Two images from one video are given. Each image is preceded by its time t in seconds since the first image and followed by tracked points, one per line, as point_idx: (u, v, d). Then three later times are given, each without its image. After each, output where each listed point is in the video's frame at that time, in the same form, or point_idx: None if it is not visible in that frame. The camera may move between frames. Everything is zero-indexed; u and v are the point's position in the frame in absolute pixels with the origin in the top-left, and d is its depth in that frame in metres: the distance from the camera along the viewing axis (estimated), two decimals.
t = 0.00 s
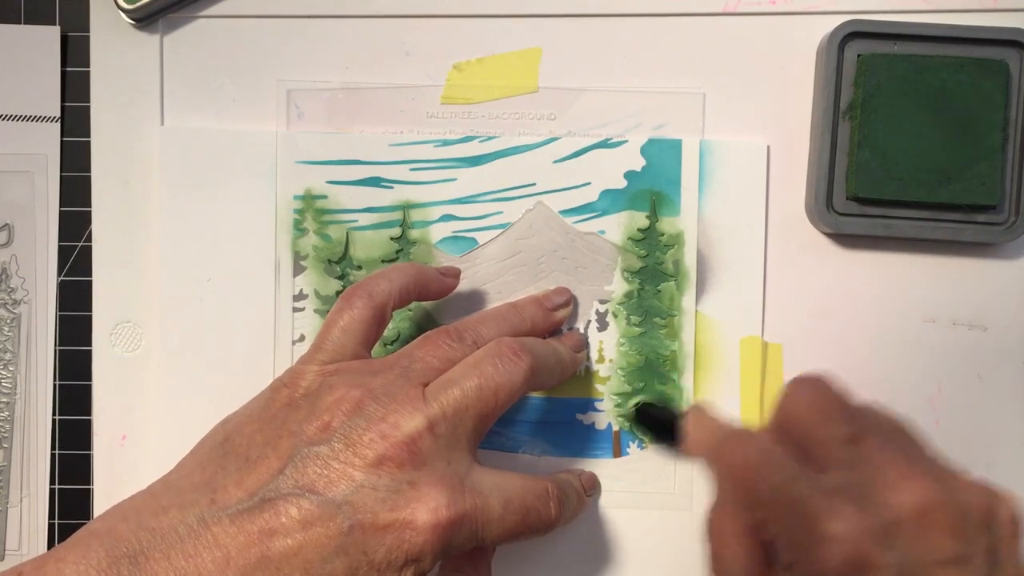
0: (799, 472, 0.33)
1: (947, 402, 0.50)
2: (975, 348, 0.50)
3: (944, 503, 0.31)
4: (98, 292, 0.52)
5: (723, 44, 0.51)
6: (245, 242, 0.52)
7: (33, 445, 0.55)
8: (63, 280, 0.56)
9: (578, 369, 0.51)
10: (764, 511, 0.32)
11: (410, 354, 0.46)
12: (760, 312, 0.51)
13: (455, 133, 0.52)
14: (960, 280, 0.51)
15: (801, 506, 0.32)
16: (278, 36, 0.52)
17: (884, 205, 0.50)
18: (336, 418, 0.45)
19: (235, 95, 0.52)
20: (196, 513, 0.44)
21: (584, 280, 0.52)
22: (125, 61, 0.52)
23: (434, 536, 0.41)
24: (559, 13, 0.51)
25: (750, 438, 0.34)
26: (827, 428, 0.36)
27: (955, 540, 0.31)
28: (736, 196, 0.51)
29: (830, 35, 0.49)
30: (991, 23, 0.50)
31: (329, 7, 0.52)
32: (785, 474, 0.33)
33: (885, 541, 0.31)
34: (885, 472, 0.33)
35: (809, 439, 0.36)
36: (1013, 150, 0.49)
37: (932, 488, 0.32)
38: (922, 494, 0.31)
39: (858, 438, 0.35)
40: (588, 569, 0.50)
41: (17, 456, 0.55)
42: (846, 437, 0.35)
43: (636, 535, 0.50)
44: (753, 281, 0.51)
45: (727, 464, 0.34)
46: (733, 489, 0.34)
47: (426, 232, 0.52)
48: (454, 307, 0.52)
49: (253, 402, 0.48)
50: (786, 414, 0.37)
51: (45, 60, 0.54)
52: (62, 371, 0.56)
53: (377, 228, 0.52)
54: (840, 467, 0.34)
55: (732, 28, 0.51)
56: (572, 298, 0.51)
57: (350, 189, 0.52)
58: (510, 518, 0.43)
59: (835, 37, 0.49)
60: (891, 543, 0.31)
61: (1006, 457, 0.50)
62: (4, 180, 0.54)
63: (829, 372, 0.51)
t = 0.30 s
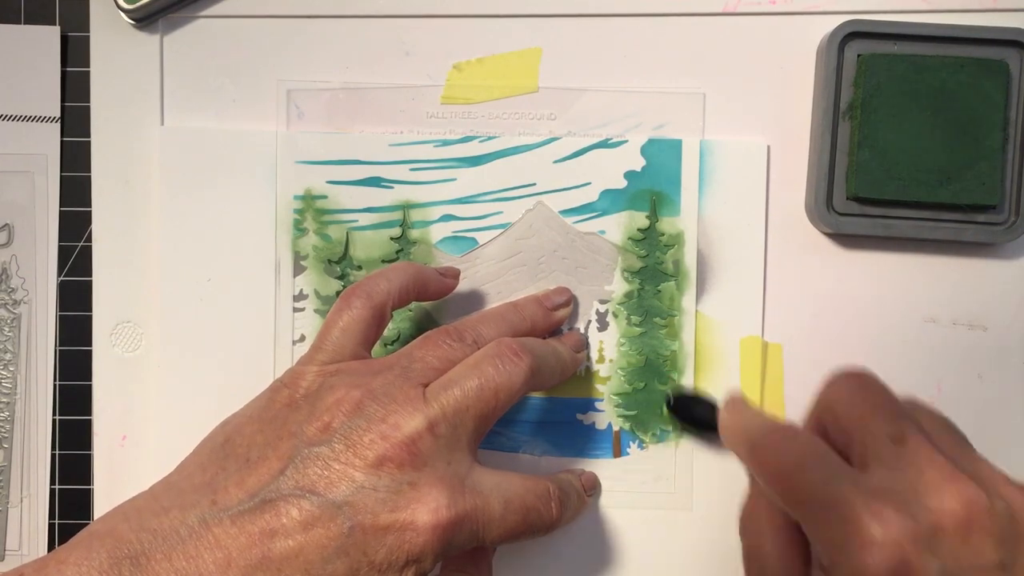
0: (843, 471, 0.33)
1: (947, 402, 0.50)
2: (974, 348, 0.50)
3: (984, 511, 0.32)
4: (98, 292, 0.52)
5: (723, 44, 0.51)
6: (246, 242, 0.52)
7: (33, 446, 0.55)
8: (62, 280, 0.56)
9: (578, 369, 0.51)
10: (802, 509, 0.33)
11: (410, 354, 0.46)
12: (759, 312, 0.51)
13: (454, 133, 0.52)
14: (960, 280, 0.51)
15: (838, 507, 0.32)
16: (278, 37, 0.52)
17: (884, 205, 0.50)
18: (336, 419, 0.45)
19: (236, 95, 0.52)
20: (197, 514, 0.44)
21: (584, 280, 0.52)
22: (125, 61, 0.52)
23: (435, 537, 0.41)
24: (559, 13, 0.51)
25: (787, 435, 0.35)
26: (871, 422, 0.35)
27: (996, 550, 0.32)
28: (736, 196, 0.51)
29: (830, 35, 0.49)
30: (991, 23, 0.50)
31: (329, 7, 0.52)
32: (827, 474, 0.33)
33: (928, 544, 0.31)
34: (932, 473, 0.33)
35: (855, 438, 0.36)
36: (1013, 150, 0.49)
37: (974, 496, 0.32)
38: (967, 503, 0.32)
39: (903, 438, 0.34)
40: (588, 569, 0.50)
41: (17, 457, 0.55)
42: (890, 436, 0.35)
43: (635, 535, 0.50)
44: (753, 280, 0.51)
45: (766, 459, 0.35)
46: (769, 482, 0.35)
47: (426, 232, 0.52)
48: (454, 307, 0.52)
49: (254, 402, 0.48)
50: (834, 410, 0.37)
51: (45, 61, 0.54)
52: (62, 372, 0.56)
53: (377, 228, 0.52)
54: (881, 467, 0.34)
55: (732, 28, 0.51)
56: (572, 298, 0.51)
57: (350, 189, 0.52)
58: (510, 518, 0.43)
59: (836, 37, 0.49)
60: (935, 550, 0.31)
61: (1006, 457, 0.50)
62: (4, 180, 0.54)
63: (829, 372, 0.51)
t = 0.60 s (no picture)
0: (810, 460, 0.32)
1: (948, 402, 0.50)
2: (975, 348, 0.50)
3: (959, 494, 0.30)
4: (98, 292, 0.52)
5: (723, 44, 0.51)
6: (245, 242, 0.52)
7: (34, 446, 0.55)
8: (63, 280, 0.56)
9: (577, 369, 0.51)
10: (776, 497, 0.31)
11: (410, 354, 0.46)
12: (760, 312, 0.50)
13: (455, 133, 0.52)
14: (960, 280, 0.50)
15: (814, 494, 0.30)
16: (277, 36, 0.52)
17: (884, 205, 0.50)
18: (336, 419, 0.45)
19: (235, 95, 0.52)
20: (197, 514, 0.44)
21: (584, 280, 0.52)
22: (125, 61, 0.52)
23: (435, 537, 0.41)
24: (559, 13, 0.51)
25: (760, 426, 0.33)
26: (838, 413, 0.34)
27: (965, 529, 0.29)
28: (736, 196, 0.51)
29: (830, 35, 0.49)
30: (991, 23, 0.50)
31: (329, 7, 0.52)
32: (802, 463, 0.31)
33: (898, 534, 0.29)
34: (899, 460, 0.31)
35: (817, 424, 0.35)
36: (1013, 150, 0.49)
37: (949, 480, 0.30)
38: (940, 486, 0.30)
39: (869, 426, 0.33)
40: (588, 569, 0.50)
41: (17, 457, 0.55)
42: (858, 423, 0.33)
43: (636, 536, 0.50)
44: (753, 280, 0.51)
45: (733, 451, 0.34)
46: (745, 476, 0.33)
47: (426, 232, 0.52)
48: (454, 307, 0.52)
49: (254, 402, 0.48)
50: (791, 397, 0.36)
51: (45, 61, 0.54)
52: (62, 372, 0.56)
53: (377, 228, 0.52)
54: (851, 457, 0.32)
55: (731, 28, 0.51)
56: (572, 297, 0.51)
57: (350, 189, 0.52)
58: (510, 518, 0.43)
59: (836, 37, 0.49)
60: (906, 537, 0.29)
61: (1006, 457, 0.50)
62: (4, 180, 0.54)
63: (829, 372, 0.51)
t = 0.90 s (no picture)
0: (760, 396, 0.34)
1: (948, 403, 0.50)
2: (975, 348, 0.50)
3: (900, 421, 0.35)
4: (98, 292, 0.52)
5: (723, 44, 0.51)
6: (246, 242, 0.52)
7: (34, 446, 0.55)
8: (63, 280, 0.56)
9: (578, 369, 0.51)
10: (725, 432, 0.34)
11: (410, 354, 0.46)
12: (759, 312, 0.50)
13: (455, 133, 0.52)
14: (960, 280, 0.51)
15: (763, 427, 0.33)
16: (278, 36, 0.52)
17: (884, 205, 0.49)
18: (336, 419, 0.45)
19: (236, 95, 0.52)
20: (197, 514, 0.44)
21: (584, 280, 0.52)
22: (125, 61, 0.52)
23: (435, 537, 0.41)
24: (559, 13, 0.51)
25: (710, 361, 0.35)
26: (786, 350, 0.36)
27: (909, 457, 0.35)
28: (736, 196, 0.51)
29: (830, 35, 0.49)
30: (991, 23, 0.50)
31: (328, 7, 0.52)
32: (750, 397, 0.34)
33: (845, 459, 0.34)
34: (843, 394, 0.36)
35: (767, 359, 0.37)
36: (1013, 150, 0.49)
37: (890, 410, 0.35)
38: (881, 414, 0.35)
39: (815, 359, 0.36)
40: (588, 569, 0.50)
41: (17, 457, 0.55)
42: (804, 359, 0.36)
43: (634, 536, 0.50)
44: (753, 280, 0.51)
45: (686, 385, 0.35)
46: (697, 414, 0.35)
47: (426, 232, 0.52)
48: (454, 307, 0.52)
49: (254, 402, 0.48)
50: (749, 339, 0.38)
51: (45, 60, 0.54)
52: (62, 372, 0.56)
53: (377, 228, 0.52)
54: (799, 390, 0.35)
55: (732, 28, 0.51)
56: (572, 297, 0.51)
57: (350, 189, 0.52)
58: (510, 519, 0.43)
59: (836, 37, 0.49)
60: (850, 462, 0.34)
61: (1006, 457, 0.50)
62: (4, 180, 0.54)
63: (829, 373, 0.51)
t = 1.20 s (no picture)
0: (850, 398, 0.35)
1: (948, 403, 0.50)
2: (974, 348, 0.50)
3: (990, 439, 0.35)
4: (98, 292, 0.52)
5: (723, 44, 0.51)
6: (246, 242, 0.52)
7: (33, 445, 0.55)
8: (62, 279, 0.56)
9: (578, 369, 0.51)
10: (810, 431, 0.36)
11: (411, 354, 0.46)
12: (759, 312, 0.50)
13: (454, 133, 0.52)
14: (959, 280, 0.51)
15: (854, 431, 0.34)
16: (279, 36, 0.52)
17: (883, 205, 0.50)
18: (337, 419, 0.45)
19: (236, 95, 0.52)
20: (198, 514, 0.44)
21: (584, 280, 0.52)
22: (125, 61, 0.52)
23: (436, 537, 0.41)
24: (558, 13, 0.51)
25: (806, 364, 0.37)
26: (882, 358, 0.38)
27: (998, 482, 0.35)
28: (736, 196, 0.51)
29: (830, 35, 0.49)
30: (990, 24, 0.50)
31: (329, 7, 0.52)
32: (841, 398, 0.35)
33: (933, 470, 0.34)
34: (937, 404, 0.36)
35: (861, 368, 0.38)
36: (1013, 150, 0.49)
37: (984, 428, 0.35)
38: (972, 430, 0.35)
39: (913, 369, 0.37)
40: (588, 569, 0.50)
41: (17, 456, 0.55)
42: (902, 367, 0.37)
43: (634, 535, 0.50)
44: (753, 280, 0.51)
45: (774, 388, 0.38)
46: (781, 413, 0.37)
47: (426, 232, 0.52)
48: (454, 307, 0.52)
49: (255, 402, 0.48)
50: (844, 338, 0.40)
51: (45, 61, 0.54)
52: (61, 371, 0.56)
53: (377, 228, 0.52)
54: (892, 398, 0.36)
55: (732, 28, 0.51)
56: (572, 297, 0.51)
57: (350, 189, 0.52)
58: (512, 519, 0.43)
59: (836, 37, 0.49)
60: (939, 475, 0.34)
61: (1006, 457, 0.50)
62: (4, 179, 0.54)
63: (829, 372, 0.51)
